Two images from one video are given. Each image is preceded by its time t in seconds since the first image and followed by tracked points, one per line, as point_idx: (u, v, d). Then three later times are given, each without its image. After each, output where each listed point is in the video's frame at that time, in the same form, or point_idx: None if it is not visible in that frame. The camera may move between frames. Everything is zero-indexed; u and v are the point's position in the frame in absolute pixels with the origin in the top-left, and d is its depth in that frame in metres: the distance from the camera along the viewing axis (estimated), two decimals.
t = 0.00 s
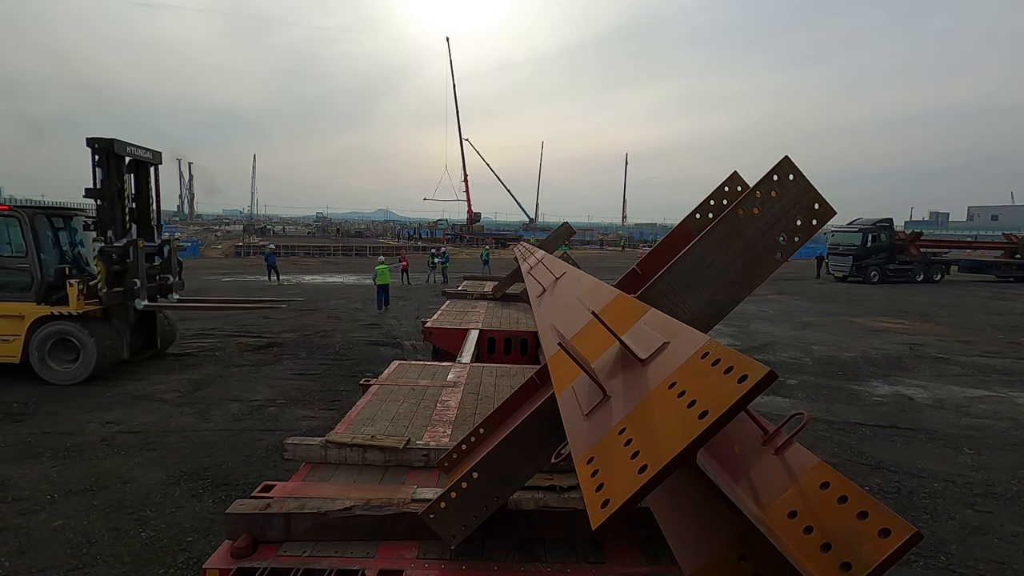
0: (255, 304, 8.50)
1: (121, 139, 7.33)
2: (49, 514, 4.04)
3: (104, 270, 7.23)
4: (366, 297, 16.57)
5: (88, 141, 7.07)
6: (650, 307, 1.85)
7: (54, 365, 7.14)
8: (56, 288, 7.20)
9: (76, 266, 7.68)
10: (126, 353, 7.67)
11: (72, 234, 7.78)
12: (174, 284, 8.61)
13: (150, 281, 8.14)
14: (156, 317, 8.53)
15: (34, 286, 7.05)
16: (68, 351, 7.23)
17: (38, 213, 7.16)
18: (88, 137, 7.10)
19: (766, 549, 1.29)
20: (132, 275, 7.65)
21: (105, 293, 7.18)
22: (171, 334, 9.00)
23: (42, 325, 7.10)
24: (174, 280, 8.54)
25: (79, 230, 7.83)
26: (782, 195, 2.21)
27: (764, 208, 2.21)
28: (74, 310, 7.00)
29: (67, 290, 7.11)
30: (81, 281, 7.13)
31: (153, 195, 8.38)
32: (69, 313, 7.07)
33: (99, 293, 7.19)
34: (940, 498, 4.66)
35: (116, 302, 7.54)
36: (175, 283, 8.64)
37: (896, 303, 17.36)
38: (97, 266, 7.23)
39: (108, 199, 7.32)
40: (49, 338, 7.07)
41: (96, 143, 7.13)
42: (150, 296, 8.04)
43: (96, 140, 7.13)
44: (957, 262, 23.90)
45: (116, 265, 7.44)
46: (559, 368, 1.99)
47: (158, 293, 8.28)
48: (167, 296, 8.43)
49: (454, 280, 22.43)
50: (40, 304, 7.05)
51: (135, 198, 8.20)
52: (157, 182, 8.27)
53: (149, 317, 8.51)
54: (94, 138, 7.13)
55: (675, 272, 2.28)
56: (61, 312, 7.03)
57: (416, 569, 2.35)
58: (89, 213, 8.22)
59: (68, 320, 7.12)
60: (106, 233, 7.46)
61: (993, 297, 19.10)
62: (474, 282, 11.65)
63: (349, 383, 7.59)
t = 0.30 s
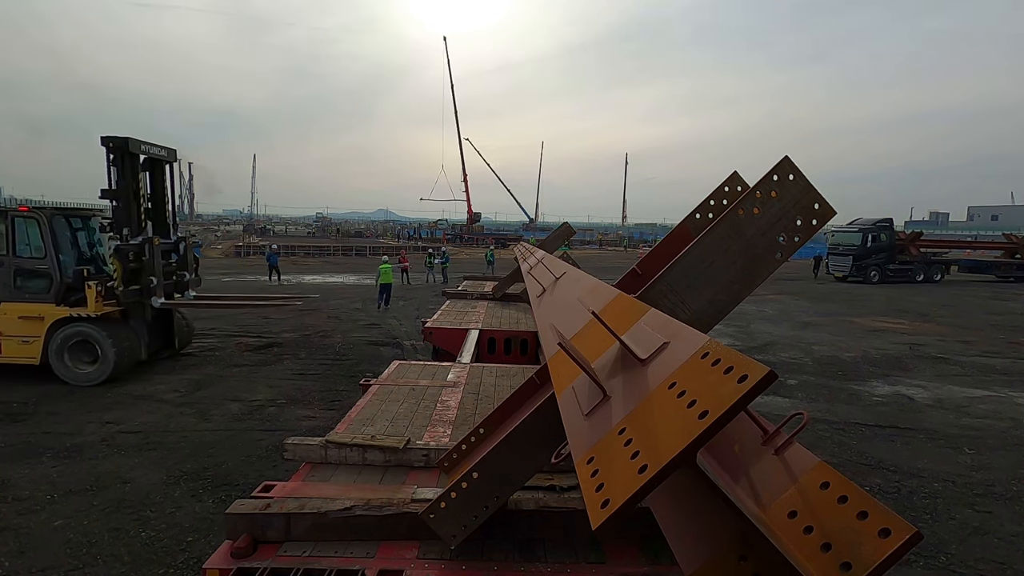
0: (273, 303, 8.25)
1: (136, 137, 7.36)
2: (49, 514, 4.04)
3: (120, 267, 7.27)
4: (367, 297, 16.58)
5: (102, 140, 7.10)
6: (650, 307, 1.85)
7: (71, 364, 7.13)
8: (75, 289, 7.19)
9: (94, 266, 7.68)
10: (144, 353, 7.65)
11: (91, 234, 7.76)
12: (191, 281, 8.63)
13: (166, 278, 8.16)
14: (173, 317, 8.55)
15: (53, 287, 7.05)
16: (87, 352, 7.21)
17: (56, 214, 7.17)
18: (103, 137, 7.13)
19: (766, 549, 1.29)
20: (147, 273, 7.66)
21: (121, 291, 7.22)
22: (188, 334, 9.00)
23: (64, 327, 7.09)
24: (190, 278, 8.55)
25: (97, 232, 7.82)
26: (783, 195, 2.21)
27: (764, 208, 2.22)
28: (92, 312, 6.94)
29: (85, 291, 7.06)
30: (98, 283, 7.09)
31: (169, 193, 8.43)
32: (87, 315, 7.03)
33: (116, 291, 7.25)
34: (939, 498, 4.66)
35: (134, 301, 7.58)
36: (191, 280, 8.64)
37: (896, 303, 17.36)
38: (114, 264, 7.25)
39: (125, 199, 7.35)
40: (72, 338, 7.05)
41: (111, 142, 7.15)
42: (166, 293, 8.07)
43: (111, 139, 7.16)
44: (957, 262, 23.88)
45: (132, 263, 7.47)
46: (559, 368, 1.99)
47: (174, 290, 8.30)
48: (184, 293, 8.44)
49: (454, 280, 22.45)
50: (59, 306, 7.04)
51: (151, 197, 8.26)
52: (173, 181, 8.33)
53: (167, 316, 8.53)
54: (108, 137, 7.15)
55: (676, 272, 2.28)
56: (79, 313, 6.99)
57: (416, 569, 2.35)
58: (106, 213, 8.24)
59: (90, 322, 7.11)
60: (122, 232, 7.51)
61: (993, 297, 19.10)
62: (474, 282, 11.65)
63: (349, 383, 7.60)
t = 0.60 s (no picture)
0: (280, 301, 8.06)
1: (156, 137, 7.36)
2: (49, 515, 4.04)
3: (139, 262, 7.27)
4: (366, 297, 16.59)
5: (123, 139, 7.10)
6: (650, 307, 1.85)
7: (88, 360, 7.12)
8: (94, 289, 7.24)
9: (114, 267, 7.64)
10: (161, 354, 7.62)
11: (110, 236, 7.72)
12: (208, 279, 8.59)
13: (184, 275, 8.10)
14: (191, 317, 8.52)
15: (73, 288, 7.10)
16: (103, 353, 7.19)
17: (77, 215, 7.18)
18: (123, 136, 7.13)
19: (766, 549, 1.29)
20: (166, 269, 7.60)
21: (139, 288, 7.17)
22: (205, 336, 8.95)
23: (89, 325, 7.08)
24: (207, 275, 8.51)
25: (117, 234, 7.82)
26: (783, 195, 2.21)
27: (763, 208, 2.22)
28: (111, 312, 7.04)
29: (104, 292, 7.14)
30: (117, 284, 7.17)
31: (188, 193, 8.41)
32: (105, 315, 7.10)
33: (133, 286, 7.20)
34: (940, 498, 4.66)
35: (151, 300, 7.52)
36: (208, 278, 8.57)
37: (896, 303, 17.35)
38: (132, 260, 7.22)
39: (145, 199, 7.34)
40: (97, 336, 7.05)
41: (131, 141, 7.16)
42: (184, 291, 8.02)
43: (131, 139, 7.16)
44: (957, 262, 23.88)
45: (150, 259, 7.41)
46: (559, 368, 1.99)
47: (192, 288, 8.24)
48: (201, 291, 8.37)
49: (454, 280, 22.45)
50: (78, 307, 7.08)
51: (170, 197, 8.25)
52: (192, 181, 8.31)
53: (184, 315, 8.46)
54: (129, 137, 7.16)
55: (676, 272, 2.28)
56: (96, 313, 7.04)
57: (415, 569, 2.35)
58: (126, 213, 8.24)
59: (109, 322, 7.13)
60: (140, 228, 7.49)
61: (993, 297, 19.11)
62: (474, 282, 11.64)
63: (349, 383, 7.60)
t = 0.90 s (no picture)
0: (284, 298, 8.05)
1: (171, 135, 7.37)
2: (49, 515, 4.04)
3: (155, 258, 7.27)
4: (366, 297, 16.59)
5: (139, 137, 7.11)
6: (650, 307, 1.85)
7: (103, 359, 7.12)
8: (111, 289, 7.25)
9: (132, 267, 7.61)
10: (178, 354, 7.65)
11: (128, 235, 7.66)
12: (223, 275, 8.62)
13: (200, 271, 8.14)
14: (207, 318, 8.63)
15: (91, 288, 7.11)
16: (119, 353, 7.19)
17: (94, 216, 7.14)
18: (139, 133, 7.13)
19: (766, 549, 1.29)
20: (182, 265, 7.64)
21: (155, 285, 7.18)
22: (221, 336, 9.04)
23: (111, 325, 7.07)
24: (222, 271, 8.54)
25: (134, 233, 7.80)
26: (783, 195, 2.21)
27: (763, 208, 2.22)
28: (127, 312, 7.02)
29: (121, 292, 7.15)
30: (134, 283, 7.15)
31: (202, 190, 8.42)
32: (122, 316, 7.10)
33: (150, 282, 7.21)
34: (940, 498, 4.66)
35: (168, 299, 7.54)
36: (223, 274, 8.62)
37: (896, 303, 17.35)
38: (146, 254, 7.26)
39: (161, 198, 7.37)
40: (117, 338, 7.06)
41: (146, 139, 7.16)
42: (200, 287, 8.04)
43: (147, 136, 7.16)
44: (957, 262, 23.87)
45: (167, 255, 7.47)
46: (559, 368, 2.00)
47: (207, 284, 8.26)
48: (217, 286, 8.39)
49: (454, 280, 22.47)
50: (96, 307, 7.10)
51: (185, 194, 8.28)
52: (206, 178, 8.32)
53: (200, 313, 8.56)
54: (144, 135, 7.17)
55: (676, 272, 2.28)
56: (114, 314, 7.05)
57: (415, 569, 2.35)
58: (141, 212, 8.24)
59: (127, 321, 7.13)
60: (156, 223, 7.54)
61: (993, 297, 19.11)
62: (474, 282, 11.64)
63: (349, 383, 7.60)
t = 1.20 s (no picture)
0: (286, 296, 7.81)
1: (181, 133, 7.37)
2: (49, 515, 4.04)
3: (164, 255, 7.18)
4: (366, 297, 16.60)
5: (149, 135, 7.12)
6: (650, 307, 1.85)
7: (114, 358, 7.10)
8: (124, 290, 7.22)
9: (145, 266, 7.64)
10: (190, 355, 7.66)
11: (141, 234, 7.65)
12: (235, 271, 8.61)
13: (210, 268, 8.10)
14: (219, 317, 8.63)
15: (103, 289, 7.10)
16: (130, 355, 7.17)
17: (107, 216, 7.14)
18: (149, 132, 7.14)
19: (766, 549, 1.29)
20: (192, 262, 7.58)
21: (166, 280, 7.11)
22: (233, 335, 9.05)
23: (129, 326, 7.06)
24: (234, 268, 8.51)
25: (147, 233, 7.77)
26: (782, 195, 2.21)
27: (763, 208, 2.22)
28: (139, 314, 7.02)
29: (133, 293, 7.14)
30: (146, 284, 7.15)
31: (214, 188, 8.42)
32: (134, 317, 7.09)
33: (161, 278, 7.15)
34: (940, 498, 4.66)
35: (179, 300, 7.55)
36: (235, 270, 8.59)
37: (896, 303, 17.35)
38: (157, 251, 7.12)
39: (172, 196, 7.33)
40: (131, 339, 7.05)
41: (157, 137, 7.17)
42: (210, 284, 8.03)
43: (157, 134, 7.16)
44: (957, 262, 23.86)
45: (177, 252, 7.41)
46: (558, 368, 2.00)
47: (219, 281, 8.30)
48: (228, 283, 8.45)
49: (454, 280, 22.49)
50: (109, 308, 7.10)
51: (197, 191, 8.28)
52: (217, 176, 8.31)
53: (213, 312, 8.60)
54: (155, 133, 7.15)
55: (676, 272, 2.28)
56: (127, 316, 7.05)
57: (415, 569, 2.35)
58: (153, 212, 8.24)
59: (141, 322, 7.13)
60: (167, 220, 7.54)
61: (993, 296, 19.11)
62: (474, 282, 11.63)
63: (349, 383, 7.59)
